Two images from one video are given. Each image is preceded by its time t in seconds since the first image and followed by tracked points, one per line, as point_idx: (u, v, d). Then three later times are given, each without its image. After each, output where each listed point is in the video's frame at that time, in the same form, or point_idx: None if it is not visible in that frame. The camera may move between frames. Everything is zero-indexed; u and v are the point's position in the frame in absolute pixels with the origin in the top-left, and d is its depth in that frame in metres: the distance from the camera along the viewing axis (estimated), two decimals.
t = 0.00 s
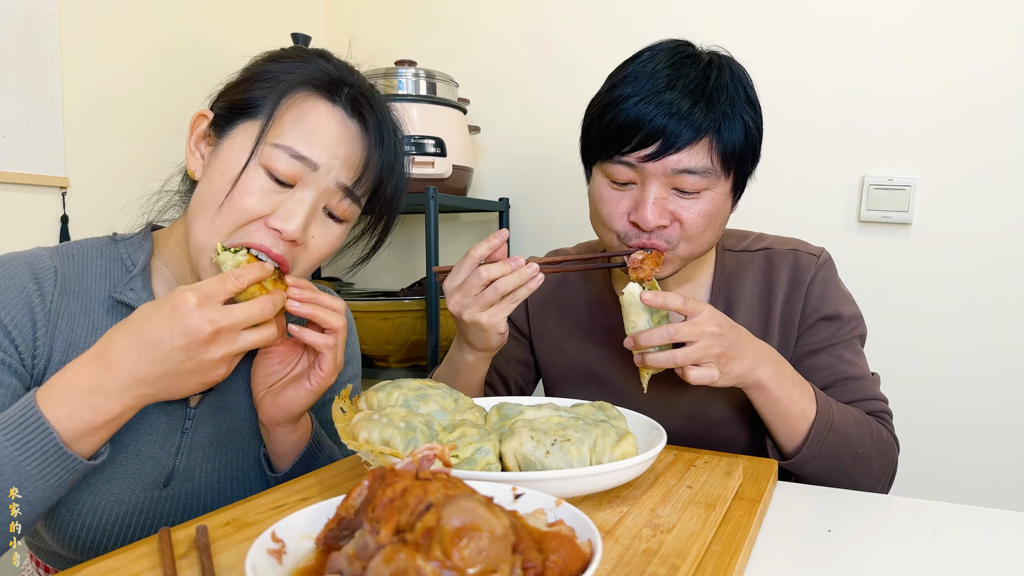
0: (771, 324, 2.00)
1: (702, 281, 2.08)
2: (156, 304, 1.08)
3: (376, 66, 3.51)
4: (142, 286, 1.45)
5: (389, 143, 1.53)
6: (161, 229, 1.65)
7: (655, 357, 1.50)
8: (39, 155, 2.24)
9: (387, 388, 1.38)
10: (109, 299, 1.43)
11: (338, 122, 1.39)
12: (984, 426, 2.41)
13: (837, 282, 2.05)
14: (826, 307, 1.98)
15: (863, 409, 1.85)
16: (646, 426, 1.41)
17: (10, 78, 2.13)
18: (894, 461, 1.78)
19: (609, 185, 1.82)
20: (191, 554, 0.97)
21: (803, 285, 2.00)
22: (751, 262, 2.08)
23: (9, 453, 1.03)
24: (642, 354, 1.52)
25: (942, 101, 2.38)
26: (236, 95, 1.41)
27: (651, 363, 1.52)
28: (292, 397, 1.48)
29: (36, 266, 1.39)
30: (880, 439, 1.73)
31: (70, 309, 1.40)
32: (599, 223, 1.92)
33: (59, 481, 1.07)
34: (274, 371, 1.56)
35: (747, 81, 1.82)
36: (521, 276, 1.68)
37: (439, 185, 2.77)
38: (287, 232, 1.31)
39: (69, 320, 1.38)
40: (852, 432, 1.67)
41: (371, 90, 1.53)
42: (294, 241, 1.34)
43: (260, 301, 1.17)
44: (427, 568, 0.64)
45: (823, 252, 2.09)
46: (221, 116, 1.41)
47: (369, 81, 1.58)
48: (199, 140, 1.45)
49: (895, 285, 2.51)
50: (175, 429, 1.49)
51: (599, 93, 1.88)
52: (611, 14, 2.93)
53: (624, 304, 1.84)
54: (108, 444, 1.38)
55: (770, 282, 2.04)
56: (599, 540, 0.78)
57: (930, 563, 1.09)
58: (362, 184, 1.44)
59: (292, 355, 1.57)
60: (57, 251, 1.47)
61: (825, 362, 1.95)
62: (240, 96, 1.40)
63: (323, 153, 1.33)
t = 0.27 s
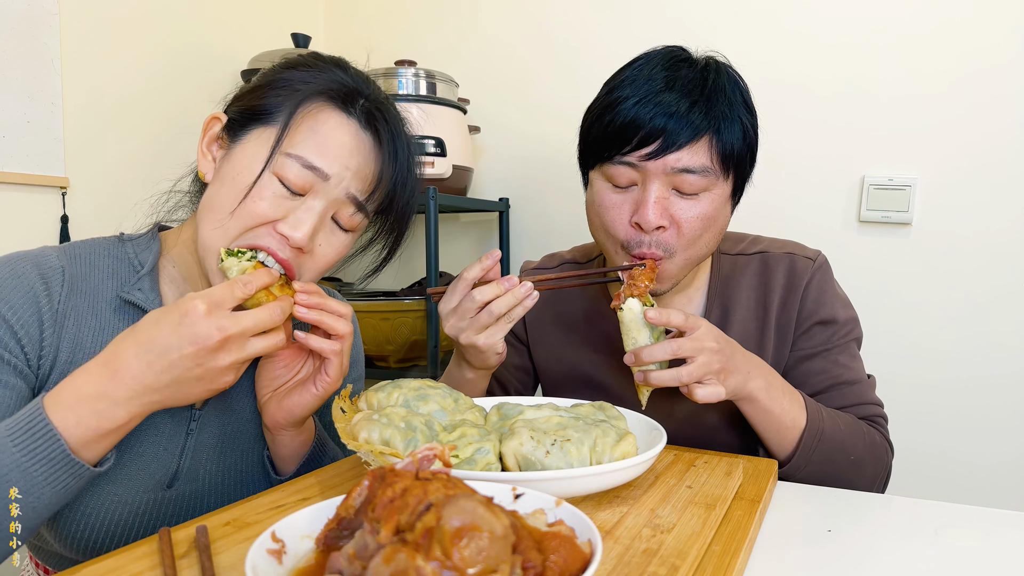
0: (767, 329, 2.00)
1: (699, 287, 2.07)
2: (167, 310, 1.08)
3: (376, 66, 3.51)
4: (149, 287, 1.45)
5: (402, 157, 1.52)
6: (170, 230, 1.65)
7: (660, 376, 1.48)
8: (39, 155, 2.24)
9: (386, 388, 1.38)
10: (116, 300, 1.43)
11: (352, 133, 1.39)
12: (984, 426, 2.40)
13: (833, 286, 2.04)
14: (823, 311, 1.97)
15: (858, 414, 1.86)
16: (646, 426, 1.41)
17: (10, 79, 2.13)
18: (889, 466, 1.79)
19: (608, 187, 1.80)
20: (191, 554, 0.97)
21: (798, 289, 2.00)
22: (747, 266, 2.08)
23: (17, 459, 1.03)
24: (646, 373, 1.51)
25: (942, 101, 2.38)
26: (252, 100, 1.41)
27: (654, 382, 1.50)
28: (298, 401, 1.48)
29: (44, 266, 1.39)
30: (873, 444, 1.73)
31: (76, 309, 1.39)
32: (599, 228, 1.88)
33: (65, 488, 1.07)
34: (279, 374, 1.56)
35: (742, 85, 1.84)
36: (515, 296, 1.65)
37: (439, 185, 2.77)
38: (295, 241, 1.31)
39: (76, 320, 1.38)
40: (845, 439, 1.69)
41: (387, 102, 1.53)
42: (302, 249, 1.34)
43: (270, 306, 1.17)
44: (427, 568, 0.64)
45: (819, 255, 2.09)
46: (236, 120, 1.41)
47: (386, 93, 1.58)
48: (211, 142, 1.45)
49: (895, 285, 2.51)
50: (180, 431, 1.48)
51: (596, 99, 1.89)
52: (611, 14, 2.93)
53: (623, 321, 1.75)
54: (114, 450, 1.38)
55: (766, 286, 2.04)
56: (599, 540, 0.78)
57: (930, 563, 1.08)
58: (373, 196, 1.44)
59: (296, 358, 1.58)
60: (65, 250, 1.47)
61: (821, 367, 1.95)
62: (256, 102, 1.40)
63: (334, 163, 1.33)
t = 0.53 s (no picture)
0: (763, 339, 2.01)
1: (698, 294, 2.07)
2: (172, 312, 1.09)
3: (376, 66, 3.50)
4: (151, 288, 1.45)
5: (407, 160, 1.52)
6: (172, 230, 1.65)
7: (662, 407, 1.42)
8: (39, 155, 2.24)
9: (386, 388, 1.38)
10: (118, 301, 1.43)
11: (356, 137, 1.38)
12: (984, 426, 2.41)
13: (832, 296, 2.05)
14: (819, 322, 1.98)
15: (847, 426, 1.90)
16: (646, 426, 1.41)
17: (10, 79, 2.13)
18: (875, 477, 1.85)
19: (603, 217, 1.81)
20: (191, 554, 0.97)
21: (796, 299, 2.01)
22: (745, 274, 2.08)
23: (22, 464, 1.03)
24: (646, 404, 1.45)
25: (942, 101, 2.38)
26: (256, 102, 1.41)
27: (655, 413, 1.44)
28: (303, 402, 1.48)
29: (46, 266, 1.38)
30: (862, 457, 1.80)
31: (78, 311, 1.39)
32: (597, 252, 1.90)
33: (70, 492, 1.07)
34: (282, 377, 1.56)
35: (735, 104, 1.82)
36: (520, 324, 1.65)
37: (439, 185, 2.77)
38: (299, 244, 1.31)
39: (78, 322, 1.39)
40: (831, 455, 1.74)
41: (391, 107, 1.52)
42: (305, 252, 1.34)
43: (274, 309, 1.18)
44: (427, 569, 0.64)
45: (819, 264, 2.09)
46: (240, 122, 1.40)
47: (390, 97, 1.58)
48: (215, 142, 1.45)
49: (895, 285, 2.51)
50: (182, 432, 1.49)
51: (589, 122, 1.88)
52: (611, 14, 2.93)
53: (624, 347, 1.67)
54: (122, 452, 1.39)
55: (764, 295, 2.04)
56: (599, 540, 0.78)
57: (929, 563, 1.08)
58: (377, 200, 1.43)
59: (299, 361, 1.58)
60: (65, 250, 1.47)
61: (815, 378, 1.97)
62: (260, 104, 1.40)
63: (339, 166, 1.32)
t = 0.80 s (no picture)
0: (767, 340, 2.01)
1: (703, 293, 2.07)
2: (180, 313, 1.09)
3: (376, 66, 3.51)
4: (152, 288, 1.45)
5: (406, 157, 1.51)
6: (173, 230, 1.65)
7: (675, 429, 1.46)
8: (39, 155, 2.24)
9: (386, 388, 1.38)
10: (121, 302, 1.44)
11: (354, 138, 1.38)
12: (984, 427, 2.41)
13: (837, 300, 2.04)
14: (823, 326, 1.99)
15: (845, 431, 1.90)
16: (646, 426, 1.41)
17: (10, 79, 2.13)
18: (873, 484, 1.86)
19: (603, 216, 1.83)
20: (191, 554, 0.97)
21: (800, 302, 2.01)
22: (751, 276, 2.08)
23: (30, 465, 1.03)
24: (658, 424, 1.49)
25: (942, 101, 2.38)
26: (251, 105, 1.40)
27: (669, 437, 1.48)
28: (306, 403, 1.48)
29: (48, 266, 1.38)
30: (856, 465, 1.80)
31: (80, 311, 1.39)
32: (599, 250, 1.92)
33: (78, 494, 1.07)
34: (284, 379, 1.55)
35: (728, 97, 1.80)
36: (522, 321, 1.65)
37: (439, 185, 2.77)
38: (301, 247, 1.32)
39: (79, 323, 1.39)
40: (830, 465, 1.75)
41: (388, 104, 1.52)
42: (308, 254, 1.34)
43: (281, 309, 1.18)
44: (427, 569, 0.64)
45: (825, 269, 2.09)
46: (236, 125, 1.39)
47: (387, 92, 1.57)
48: (211, 145, 1.44)
49: (895, 284, 2.51)
50: (184, 433, 1.49)
51: (586, 122, 1.88)
52: (611, 14, 2.93)
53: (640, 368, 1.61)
54: (128, 455, 1.40)
55: (768, 297, 2.04)
56: (599, 540, 0.78)
57: (929, 563, 1.08)
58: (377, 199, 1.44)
59: (302, 362, 1.57)
60: (67, 250, 1.47)
61: (817, 382, 1.97)
62: (255, 106, 1.39)
63: (338, 168, 1.32)
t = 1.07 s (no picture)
0: (766, 340, 2.01)
1: (705, 293, 2.08)
2: (186, 314, 1.09)
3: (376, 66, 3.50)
4: (155, 288, 1.45)
5: (398, 136, 1.51)
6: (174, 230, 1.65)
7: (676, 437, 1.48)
8: (39, 154, 2.24)
9: (386, 388, 1.38)
10: (123, 302, 1.44)
11: (343, 126, 1.36)
12: (983, 426, 2.41)
13: (837, 303, 2.04)
14: (822, 327, 1.99)
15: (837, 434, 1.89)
16: (646, 426, 1.41)
17: (10, 79, 2.13)
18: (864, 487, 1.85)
19: (612, 202, 1.83)
20: (191, 554, 0.97)
21: (801, 303, 2.01)
22: (752, 277, 2.08)
23: (40, 465, 1.03)
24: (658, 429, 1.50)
25: (942, 100, 2.38)
26: (233, 107, 1.36)
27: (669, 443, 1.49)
28: (311, 406, 1.50)
29: (50, 267, 1.38)
30: (849, 468, 1.80)
31: (83, 312, 1.39)
32: (605, 239, 1.91)
33: (88, 493, 1.07)
34: (291, 381, 1.56)
35: (738, 94, 1.83)
36: (526, 329, 1.65)
37: (439, 185, 2.77)
38: (309, 243, 1.33)
39: (83, 322, 1.39)
40: (825, 468, 1.76)
41: (369, 83, 1.49)
42: (316, 249, 1.35)
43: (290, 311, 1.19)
44: (427, 568, 0.64)
45: (826, 272, 2.09)
46: (222, 130, 1.36)
47: (366, 72, 1.54)
48: (196, 152, 1.40)
49: (895, 284, 2.51)
50: (188, 433, 1.48)
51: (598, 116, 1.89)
52: (611, 14, 2.93)
53: (632, 379, 1.63)
54: (136, 454, 1.40)
55: (769, 298, 2.05)
56: (599, 540, 0.78)
57: (929, 563, 1.08)
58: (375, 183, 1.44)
59: (308, 366, 1.57)
60: (69, 250, 1.47)
61: (812, 383, 1.96)
62: (239, 108, 1.35)
63: (334, 160, 1.32)
